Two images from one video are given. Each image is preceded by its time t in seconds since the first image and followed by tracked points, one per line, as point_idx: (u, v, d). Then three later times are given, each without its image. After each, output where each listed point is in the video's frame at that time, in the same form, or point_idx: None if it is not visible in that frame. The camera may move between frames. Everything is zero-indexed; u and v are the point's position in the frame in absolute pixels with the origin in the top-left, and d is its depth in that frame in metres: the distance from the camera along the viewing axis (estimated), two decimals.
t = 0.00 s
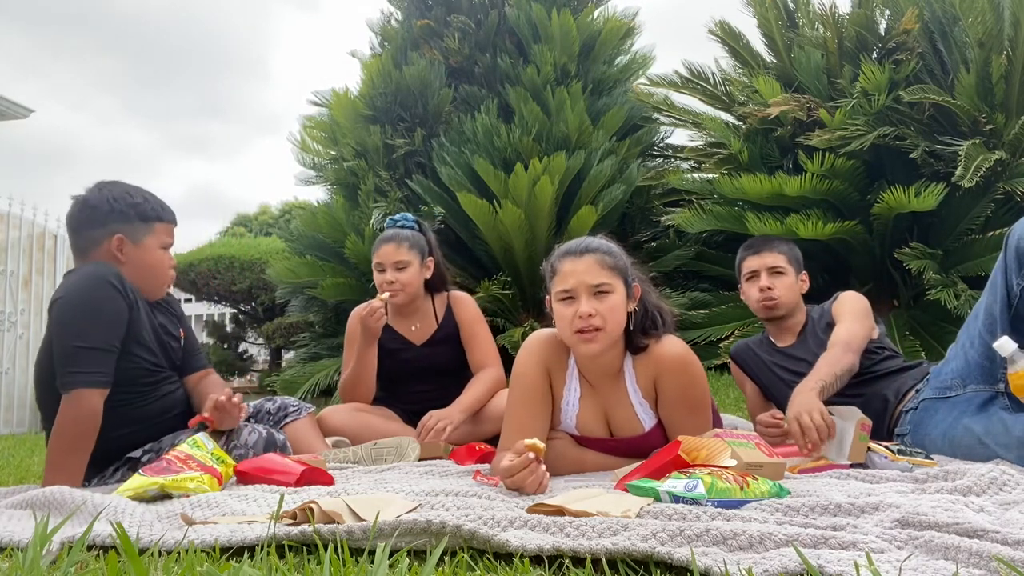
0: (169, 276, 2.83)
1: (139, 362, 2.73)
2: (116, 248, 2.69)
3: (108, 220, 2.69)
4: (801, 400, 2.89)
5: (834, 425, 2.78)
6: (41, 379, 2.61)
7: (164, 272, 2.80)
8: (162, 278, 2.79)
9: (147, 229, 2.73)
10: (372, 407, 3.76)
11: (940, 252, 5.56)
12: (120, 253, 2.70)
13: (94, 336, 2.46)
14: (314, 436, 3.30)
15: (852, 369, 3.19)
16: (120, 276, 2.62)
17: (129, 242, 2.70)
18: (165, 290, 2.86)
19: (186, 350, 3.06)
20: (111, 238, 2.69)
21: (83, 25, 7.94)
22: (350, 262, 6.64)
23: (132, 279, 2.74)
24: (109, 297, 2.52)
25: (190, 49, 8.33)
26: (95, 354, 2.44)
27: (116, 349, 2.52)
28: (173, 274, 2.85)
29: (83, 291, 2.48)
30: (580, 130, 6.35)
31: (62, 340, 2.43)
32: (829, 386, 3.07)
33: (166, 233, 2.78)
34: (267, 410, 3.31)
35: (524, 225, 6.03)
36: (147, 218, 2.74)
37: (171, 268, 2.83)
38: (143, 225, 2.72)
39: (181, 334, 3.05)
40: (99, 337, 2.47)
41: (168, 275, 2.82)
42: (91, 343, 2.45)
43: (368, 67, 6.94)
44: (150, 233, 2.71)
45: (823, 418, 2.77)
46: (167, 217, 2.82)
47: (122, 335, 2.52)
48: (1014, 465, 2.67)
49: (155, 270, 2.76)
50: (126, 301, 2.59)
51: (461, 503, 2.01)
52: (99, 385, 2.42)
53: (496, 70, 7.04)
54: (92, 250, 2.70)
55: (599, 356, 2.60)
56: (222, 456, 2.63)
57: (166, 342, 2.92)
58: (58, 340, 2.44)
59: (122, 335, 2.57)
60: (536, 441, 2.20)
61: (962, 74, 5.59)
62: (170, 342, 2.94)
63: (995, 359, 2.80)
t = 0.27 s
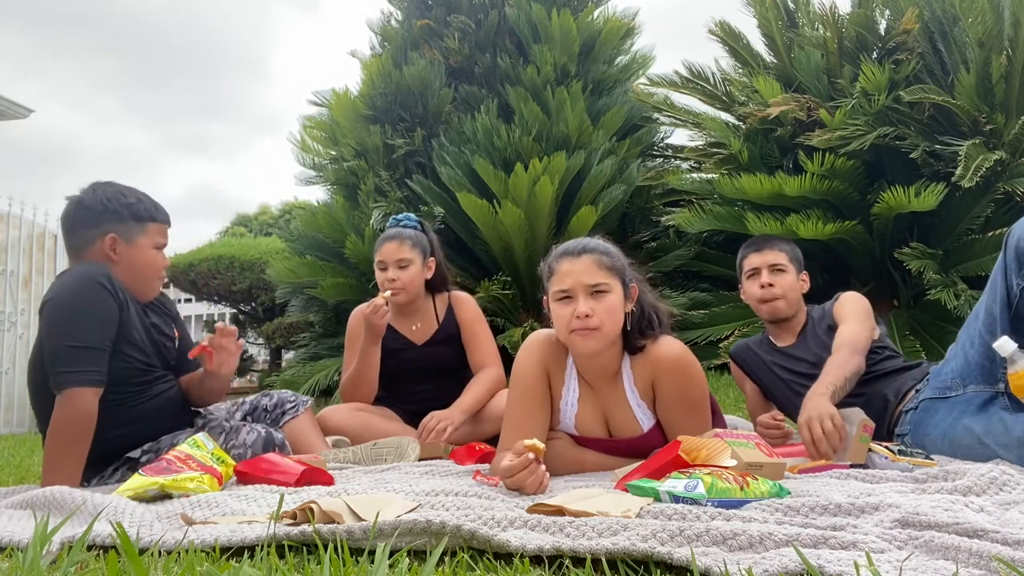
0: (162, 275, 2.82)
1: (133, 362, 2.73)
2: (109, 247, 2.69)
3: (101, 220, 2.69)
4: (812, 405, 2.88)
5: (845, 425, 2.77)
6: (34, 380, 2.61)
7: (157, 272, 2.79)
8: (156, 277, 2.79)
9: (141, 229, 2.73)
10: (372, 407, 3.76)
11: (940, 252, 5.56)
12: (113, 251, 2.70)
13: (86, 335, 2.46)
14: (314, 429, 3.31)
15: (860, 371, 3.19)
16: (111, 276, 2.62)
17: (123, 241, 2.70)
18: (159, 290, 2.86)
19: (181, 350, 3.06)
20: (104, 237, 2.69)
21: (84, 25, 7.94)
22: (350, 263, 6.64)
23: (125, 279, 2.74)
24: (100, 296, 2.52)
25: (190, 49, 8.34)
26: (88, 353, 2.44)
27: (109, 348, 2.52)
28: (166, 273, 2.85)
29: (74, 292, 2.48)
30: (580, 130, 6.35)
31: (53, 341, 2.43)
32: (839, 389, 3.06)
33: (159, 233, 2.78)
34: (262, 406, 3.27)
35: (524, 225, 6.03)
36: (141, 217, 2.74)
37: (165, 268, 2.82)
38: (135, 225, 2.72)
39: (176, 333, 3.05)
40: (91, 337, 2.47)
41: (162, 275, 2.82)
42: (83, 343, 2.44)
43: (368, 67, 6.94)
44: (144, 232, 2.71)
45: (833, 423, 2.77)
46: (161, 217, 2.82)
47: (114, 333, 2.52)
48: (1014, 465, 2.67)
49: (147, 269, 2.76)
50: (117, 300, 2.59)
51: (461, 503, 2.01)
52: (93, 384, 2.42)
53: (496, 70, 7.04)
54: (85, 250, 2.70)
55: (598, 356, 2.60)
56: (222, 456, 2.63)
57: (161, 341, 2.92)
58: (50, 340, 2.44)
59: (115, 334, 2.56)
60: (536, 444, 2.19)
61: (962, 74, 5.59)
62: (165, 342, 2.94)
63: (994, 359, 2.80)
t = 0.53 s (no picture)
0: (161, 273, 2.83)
1: (131, 360, 2.73)
2: (109, 245, 2.69)
3: (99, 219, 2.69)
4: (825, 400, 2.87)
5: (851, 421, 2.76)
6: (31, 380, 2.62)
7: (156, 270, 2.79)
8: (154, 275, 2.80)
9: (139, 227, 2.73)
10: (373, 407, 3.76)
11: (940, 252, 5.56)
12: (112, 249, 2.70)
13: (84, 334, 2.46)
14: (304, 408, 3.30)
15: (871, 371, 3.18)
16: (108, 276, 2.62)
17: (121, 239, 2.70)
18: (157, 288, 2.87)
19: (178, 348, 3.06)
20: (103, 235, 2.69)
21: (84, 25, 7.94)
22: (350, 263, 6.64)
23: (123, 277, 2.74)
24: (97, 296, 2.52)
25: (190, 49, 8.34)
26: (85, 353, 2.44)
27: (106, 348, 2.52)
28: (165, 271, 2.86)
29: (70, 292, 2.48)
30: (580, 130, 6.35)
31: (50, 340, 2.43)
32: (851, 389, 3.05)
33: (158, 230, 2.79)
34: (251, 391, 3.21)
35: (524, 225, 6.03)
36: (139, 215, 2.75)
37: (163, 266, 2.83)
38: (133, 223, 2.72)
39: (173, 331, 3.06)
40: (89, 336, 2.46)
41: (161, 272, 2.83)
42: (79, 343, 2.44)
43: (368, 67, 6.94)
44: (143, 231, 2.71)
45: (839, 419, 2.76)
46: (159, 216, 2.82)
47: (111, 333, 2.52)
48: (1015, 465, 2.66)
49: (146, 267, 2.76)
50: (114, 299, 2.59)
51: (461, 503, 2.01)
52: (90, 383, 2.42)
53: (496, 70, 7.04)
54: (83, 248, 2.70)
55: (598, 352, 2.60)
56: (222, 456, 2.63)
57: (157, 340, 2.92)
58: (47, 340, 2.44)
59: (112, 334, 2.56)
60: (536, 444, 2.18)
61: (962, 74, 5.59)
62: (161, 340, 2.94)
63: (995, 359, 2.80)
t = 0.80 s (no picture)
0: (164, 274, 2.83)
1: (135, 361, 2.73)
2: (114, 246, 2.69)
3: (105, 220, 2.69)
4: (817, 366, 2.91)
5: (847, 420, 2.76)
6: (35, 379, 2.62)
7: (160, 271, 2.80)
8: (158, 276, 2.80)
9: (144, 228, 2.73)
10: (373, 407, 3.76)
11: (940, 252, 5.56)
12: (117, 251, 2.70)
13: (92, 335, 2.45)
14: (307, 413, 3.31)
15: (882, 371, 3.14)
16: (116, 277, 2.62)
17: (126, 240, 2.70)
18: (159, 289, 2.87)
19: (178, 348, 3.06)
20: (108, 236, 2.68)
21: (84, 25, 7.94)
22: (350, 263, 6.64)
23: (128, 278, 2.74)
24: (106, 297, 2.51)
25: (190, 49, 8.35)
26: (94, 354, 2.44)
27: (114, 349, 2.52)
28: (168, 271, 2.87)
29: (79, 293, 2.48)
30: (580, 130, 6.35)
31: (59, 340, 2.43)
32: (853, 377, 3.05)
33: (162, 231, 2.80)
34: (254, 395, 3.24)
35: (524, 225, 6.03)
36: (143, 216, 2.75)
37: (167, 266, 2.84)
38: (138, 224, 2.73)
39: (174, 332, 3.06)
40: (97, 337, 2.46)
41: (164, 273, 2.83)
42: (87, 343, 2.44)
43: (368, 67, 6.94)
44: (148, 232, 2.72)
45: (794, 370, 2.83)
46: (163, 217, 2.83)
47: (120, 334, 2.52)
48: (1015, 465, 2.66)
49: (151, 268, 2.76)
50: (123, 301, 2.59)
51: (461, 503, 2.01)
52: (98, 384, 2.42)
53: (496, 70, 7.04)
54: (89, 249, 2.70)
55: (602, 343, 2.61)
56: (222, 456, 2.63)
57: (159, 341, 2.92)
58: (55, 340, 2.44)
59: (119, 335, 2.56)
60: (536, 443, 2.19)
61: (962, 74, 5.59)
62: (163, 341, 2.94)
63: (995, 358, 2.80)
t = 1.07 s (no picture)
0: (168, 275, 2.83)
1: (136, 362, 2.74)
2: (118, 249, 2.69)
3: (107, 222, 2.69)
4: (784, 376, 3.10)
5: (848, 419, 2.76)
6: (37, 379, 2.62)
7: (163, 272, 2.80)
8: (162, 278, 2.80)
9: (147, 230, 2.73)
10: (374, 407, 3.76)
11: (940, 252, 5.56)
12: (120, 254, 2.70)
13: (95, 336, 2.45)
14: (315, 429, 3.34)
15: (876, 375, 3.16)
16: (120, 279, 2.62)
17: (129, 243, 2.70)
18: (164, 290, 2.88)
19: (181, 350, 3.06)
20: (111, 239, 2.68)
21: (84, 25, 7.94)
22: (350, 262, 6.64)
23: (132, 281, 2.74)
24: (109, 298, 2.52)
25: (190, 49, 8.34)
26: (95, 355, 2.44)
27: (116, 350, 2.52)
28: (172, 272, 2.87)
29: (82, 295, 2.48)
30: (580, 130, 6.35)
31: (61, 341, 2.43)
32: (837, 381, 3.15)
33: (166, 233, 2.79)
34: (266, 410, 3.29)
35: (524, 225, 6.03)
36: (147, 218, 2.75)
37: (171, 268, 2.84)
38: (141, 227, 2.72)
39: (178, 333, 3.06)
40: (99, 338, 2.46)
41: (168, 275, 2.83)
42: (90, 344, 2.44)
43: (368, 67, 6.94)
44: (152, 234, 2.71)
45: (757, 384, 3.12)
46: (166, 218, 2.82)
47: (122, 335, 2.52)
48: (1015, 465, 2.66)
49: (154, 271, 2.76)
50: (126, 302, 2.59)
51: (461, 503, 2.01)
52: (99, 385, 2.42)
53: (496, 70, 7.04)
54: (92, 252, 2.70)
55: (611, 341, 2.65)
56: (222, 456, 2.63)
57: (161, 342, 2.92)
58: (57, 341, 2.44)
59: (122, 336, 2.56)
60: (538, 446, 2.18)
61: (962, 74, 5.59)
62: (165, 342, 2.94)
63: (996, 357, 2.80)
